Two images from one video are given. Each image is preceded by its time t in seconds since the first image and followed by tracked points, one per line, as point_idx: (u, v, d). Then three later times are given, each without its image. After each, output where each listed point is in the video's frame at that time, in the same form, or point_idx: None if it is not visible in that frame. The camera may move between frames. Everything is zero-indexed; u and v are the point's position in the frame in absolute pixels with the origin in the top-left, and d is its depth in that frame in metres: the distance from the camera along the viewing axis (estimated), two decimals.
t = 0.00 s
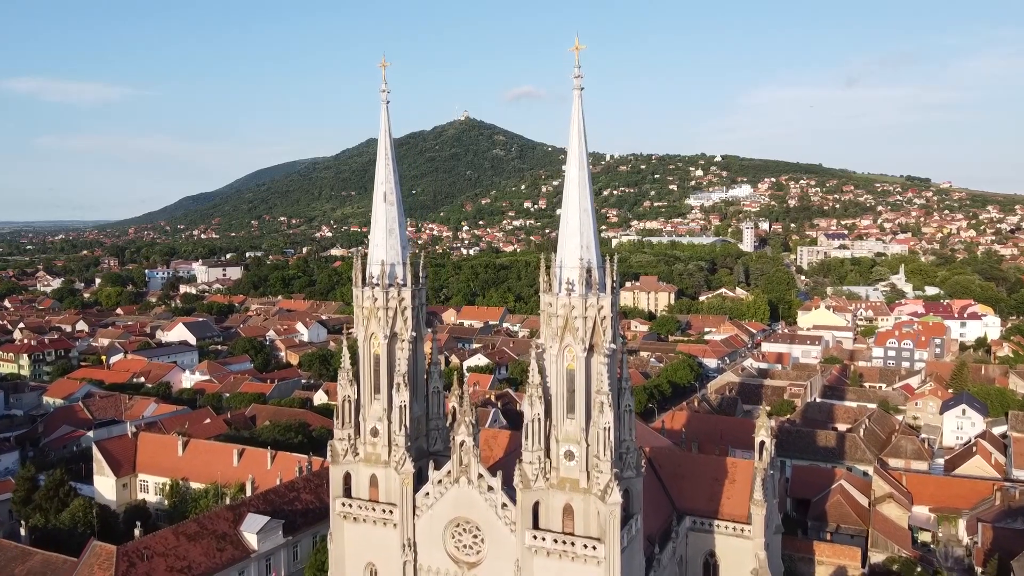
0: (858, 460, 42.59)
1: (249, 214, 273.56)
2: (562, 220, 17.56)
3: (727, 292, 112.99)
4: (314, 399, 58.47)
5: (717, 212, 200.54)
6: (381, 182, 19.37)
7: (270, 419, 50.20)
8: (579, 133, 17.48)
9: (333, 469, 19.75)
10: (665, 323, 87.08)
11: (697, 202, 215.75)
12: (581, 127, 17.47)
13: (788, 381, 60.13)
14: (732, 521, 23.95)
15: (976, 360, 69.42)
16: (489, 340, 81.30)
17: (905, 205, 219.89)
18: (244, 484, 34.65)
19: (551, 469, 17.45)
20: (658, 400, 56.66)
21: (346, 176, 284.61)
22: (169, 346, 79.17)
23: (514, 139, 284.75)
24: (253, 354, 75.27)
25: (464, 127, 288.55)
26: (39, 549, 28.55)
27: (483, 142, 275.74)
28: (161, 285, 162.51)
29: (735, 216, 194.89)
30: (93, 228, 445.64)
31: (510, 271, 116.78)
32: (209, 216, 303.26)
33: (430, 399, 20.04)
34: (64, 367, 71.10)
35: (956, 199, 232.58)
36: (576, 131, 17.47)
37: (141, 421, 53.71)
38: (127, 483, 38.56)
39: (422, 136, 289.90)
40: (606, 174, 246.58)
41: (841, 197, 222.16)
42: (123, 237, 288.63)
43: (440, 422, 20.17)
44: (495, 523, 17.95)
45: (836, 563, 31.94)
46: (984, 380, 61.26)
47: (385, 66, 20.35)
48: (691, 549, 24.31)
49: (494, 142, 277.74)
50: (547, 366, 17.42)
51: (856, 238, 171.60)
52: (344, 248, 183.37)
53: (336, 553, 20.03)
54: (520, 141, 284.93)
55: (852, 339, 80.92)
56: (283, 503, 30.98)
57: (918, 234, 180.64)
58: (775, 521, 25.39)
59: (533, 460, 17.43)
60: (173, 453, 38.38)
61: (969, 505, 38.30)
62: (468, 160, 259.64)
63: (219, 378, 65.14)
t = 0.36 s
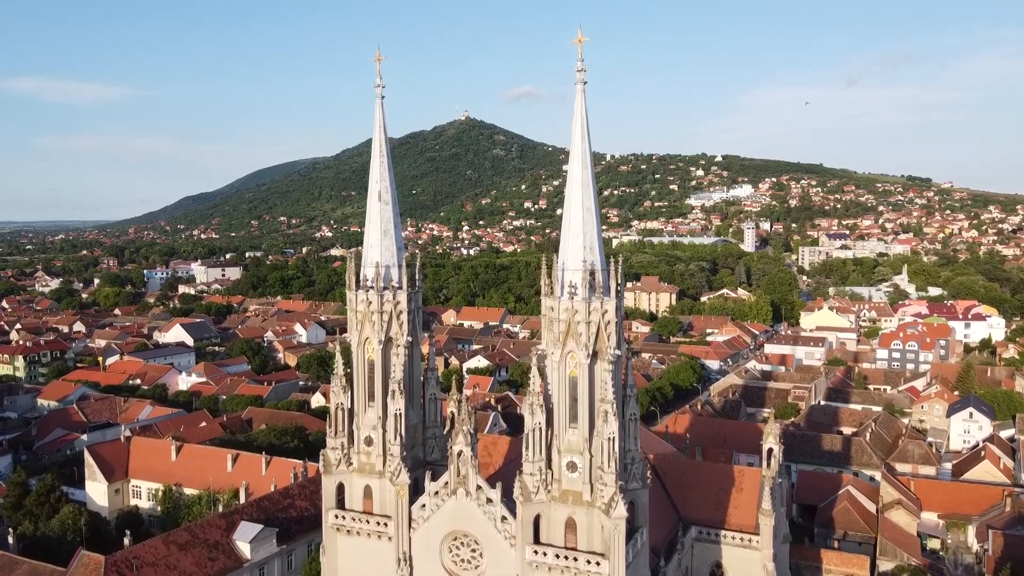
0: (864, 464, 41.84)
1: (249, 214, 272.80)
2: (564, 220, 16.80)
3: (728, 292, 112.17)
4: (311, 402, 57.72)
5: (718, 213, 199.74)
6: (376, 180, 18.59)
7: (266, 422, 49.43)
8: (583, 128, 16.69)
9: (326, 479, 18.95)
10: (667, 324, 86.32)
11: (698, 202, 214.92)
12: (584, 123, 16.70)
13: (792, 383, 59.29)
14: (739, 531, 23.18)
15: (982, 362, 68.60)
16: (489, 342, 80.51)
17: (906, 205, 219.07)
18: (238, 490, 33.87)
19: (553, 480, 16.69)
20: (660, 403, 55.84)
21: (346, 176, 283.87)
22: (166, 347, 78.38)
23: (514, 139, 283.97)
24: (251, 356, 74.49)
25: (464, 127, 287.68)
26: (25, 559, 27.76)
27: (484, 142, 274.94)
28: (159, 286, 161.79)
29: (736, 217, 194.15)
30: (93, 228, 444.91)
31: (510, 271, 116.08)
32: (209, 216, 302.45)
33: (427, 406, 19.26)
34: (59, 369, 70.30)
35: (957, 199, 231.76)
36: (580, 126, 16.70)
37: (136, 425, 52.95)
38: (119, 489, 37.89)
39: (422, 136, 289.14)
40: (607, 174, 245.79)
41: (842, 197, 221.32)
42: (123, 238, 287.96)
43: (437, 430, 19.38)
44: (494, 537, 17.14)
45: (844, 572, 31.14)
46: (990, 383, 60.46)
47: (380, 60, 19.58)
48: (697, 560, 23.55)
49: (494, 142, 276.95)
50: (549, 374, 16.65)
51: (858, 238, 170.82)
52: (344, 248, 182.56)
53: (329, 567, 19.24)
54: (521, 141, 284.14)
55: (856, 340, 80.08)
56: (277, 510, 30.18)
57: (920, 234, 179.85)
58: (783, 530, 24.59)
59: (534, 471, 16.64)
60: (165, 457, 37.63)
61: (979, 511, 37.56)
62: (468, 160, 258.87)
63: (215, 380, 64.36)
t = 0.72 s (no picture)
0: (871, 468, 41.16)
1: (249, 214, 272.00)
2: (566, 221, 16.04)
3: (730, 293, 111.39)
4: (309, 404, 56.98)
5: (719, 213, 198.97)
6: (370, 179, 17.83)
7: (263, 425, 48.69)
8: (586, 123, 15.92)
9: (318, 490, 18.17)
10: (669, 325, 85.56)
11: (699, 202, 214.19)
12: (587, 118, 15.92)
13: (796, 385, 58.47)
14: (746, 543, 22.41)
15: (988, 363, 67.79)
16: (489, 343, 79.79)
17: (907, 205, 218.35)
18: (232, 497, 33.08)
19: (555, 494, 15.93)
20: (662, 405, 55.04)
21: (346, 176, 283.17)
22: (164, 348, 77.67)
23: (514, 139, 283.22)
24: (249, 357, 73.76)
25: (464, 127, 286.89)
26: (11, 569, 26.93)
27: (484, 142, 274.24)
28: (158, 286, 161.09)
29: (736, 216, 193.38)
30: (93, 228, 444.19)
31: (511, 272, 115.40)
32: (209, 216, 301.72)
33: (423, 414, 18.50)
34: (55, 371, 69.57)
35: (959, 199, 231.03)
36: (583, 121, 15.91)
37: (131, 428, 52.20)
38: (111, 494, 37.22)
39: (422, 136, 288.41)
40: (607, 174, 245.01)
41: (843, 197, 220.63)
42: (123, 237, 287.28)
43: (434, 439, 18.63)
44: (492, 552, 16.40)
45: None
46: (997, 385, 59.68)
47: (375, 51, 18.81)
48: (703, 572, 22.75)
49: (495, 142, 276.24)
50: (551, 382, 15.88)
51: (860, 239, 170.08)
52: (344, 248, 181.85)
53: None
54: (521, 141, 283.44)
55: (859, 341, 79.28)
56: (271, 518, 29.42)
57: (922, 234, 179.15)
58: (792, 540, 23.74)
59: (535, 484, 15.88)
60: (159, 462, 36.95)
61: (988, 517, 36.87)
62: (468, 159, 258.18)
63: (212, 382, 63.56)
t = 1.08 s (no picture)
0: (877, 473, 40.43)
1: (249, 214, 271.33)
2: (568, 222, 15.29)
3: (733, 294, 110.54)
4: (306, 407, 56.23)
5: (720, 212, 198.20)
6: (364, 177, 17.08)
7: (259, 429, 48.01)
8: (589, 117, 15.13)
9: (310, 502, 17.41)
10: (670, 326, 84.76)
11: (700, 202, 213.43)
12: (591, 113, 15.14)
13: (800, 388, 57.70)
14: (754, 553, 21.66)
15: (993, 365, 66.97)
16: (489, 344, 78.98)
17: (909, 205, 217.57)
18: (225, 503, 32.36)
19: (557, 507, 15.20)
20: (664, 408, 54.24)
21: (346, 176, 282.41)
22: (161, 350, 76.94)
23: (515, 139, 282.46)
24: (247, 358, 73.09)
25: (464, 127, 286.09)
26: None
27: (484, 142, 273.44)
28: (157, 286, 160.38)
29: (737, 216, 192.61)
30: (93, 228, 443.54)
31: (511, 272, 114.66)
32: (209, 216, 301.05)
33: (420, 423, 17.77)
34: (51, 373, 68.85)
35: (960, 200, 230.21)
36: (586, 116, 15.13)
37: (126, 431, 51.52)
38: (103, 500, 36.57)
39: (423, 135, 287.66)
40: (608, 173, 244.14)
41: (844, 197, 219.81)
42: (123, 237, 286.66)
43: (430, 448, 17.89)
44: (492, 567, 15.64)
45: None
46: (1003, 388, 58.90)
47: (369, 45, 18.04)
48: None
49: (495, 142, 275.46)
50: (553, 390, 15.17)
51: (861, 239, 169.27)
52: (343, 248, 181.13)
53: None
54: (521, 141, 282.67)
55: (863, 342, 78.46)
56: (264, 525, 28.70)
57: (924, 234, 178.33)
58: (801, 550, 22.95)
59: (535, 496, 15.15)
60: (152, 468, 36.25)
61: (998, 523, 36.16)
62: (468, 159, 257.40)
63: (209, 384, 62.78)
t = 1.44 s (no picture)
0: (884, 479, 39.67)
1: (248, 215, 270.66)
2: (571, 222, 14.52)
3: (735, 294, 109.72)
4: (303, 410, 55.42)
5: (721, 213, 197.49)
6: (357, 176, 16.34)
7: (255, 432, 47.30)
8: (593, 111, 14.35)
9: (300, 516, 16.60)
10: (671, 326, 83.92)
11: (700, 202, 212.71)
12: (595, 108, 14.35)
13: (804, 390, 56.84)
14: (763, 566, 20.92)
15: (998, 367, 66.20)
16: (489, 345, 78.22)
17: (910, 205, 216.81)
18: (218, 510, 31.57)
19: (559, 522, 14.41)
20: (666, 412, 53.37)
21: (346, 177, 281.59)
22: (157, 351, 76.15)
23: (515, 139, 281.74)
24: (244, 360, 72.40)
25: (464, 127, 285.25)
26: None
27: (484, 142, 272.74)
28: (155, 287, 159.67)
29: (738, 216, 191.99)
30: (93, 228, 442.93)
31: (511, 272, 113.93)
32: (209, 216, 300.45)
33: (416, 432, 17.01)
34: (45, 375, 68.09)
35: (961, 199, 229.49)
36: (590, 111, 14.36)
37: (121, 434, 50.79)
38: (95, 506, 35.94)
39: (423, 135, 286.95)
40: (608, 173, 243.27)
41: (845, 197, 219.09)
42: (123, 237, 286.19)
43: (426, 458, 17.12)
44: None
45: None
46: (1010, 390, 58.13)
47: (362, 38, 17.29)
48: None
49: (496, 142, 274.71)
50: (554, 398, 14.40)
51: (863, 239, 168.54)
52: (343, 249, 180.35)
53: None
54: (522, 141, 281.92)
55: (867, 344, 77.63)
56: (258, 534, 27.91)
57: (925, 234, 177.52)
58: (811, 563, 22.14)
59: (536, 511, 14.34)
60: (144, 474, 35.54)
61: (1008, 530, 35.40)
62: (468, 159, 256.59)
63: (206, 386, 62.05)
